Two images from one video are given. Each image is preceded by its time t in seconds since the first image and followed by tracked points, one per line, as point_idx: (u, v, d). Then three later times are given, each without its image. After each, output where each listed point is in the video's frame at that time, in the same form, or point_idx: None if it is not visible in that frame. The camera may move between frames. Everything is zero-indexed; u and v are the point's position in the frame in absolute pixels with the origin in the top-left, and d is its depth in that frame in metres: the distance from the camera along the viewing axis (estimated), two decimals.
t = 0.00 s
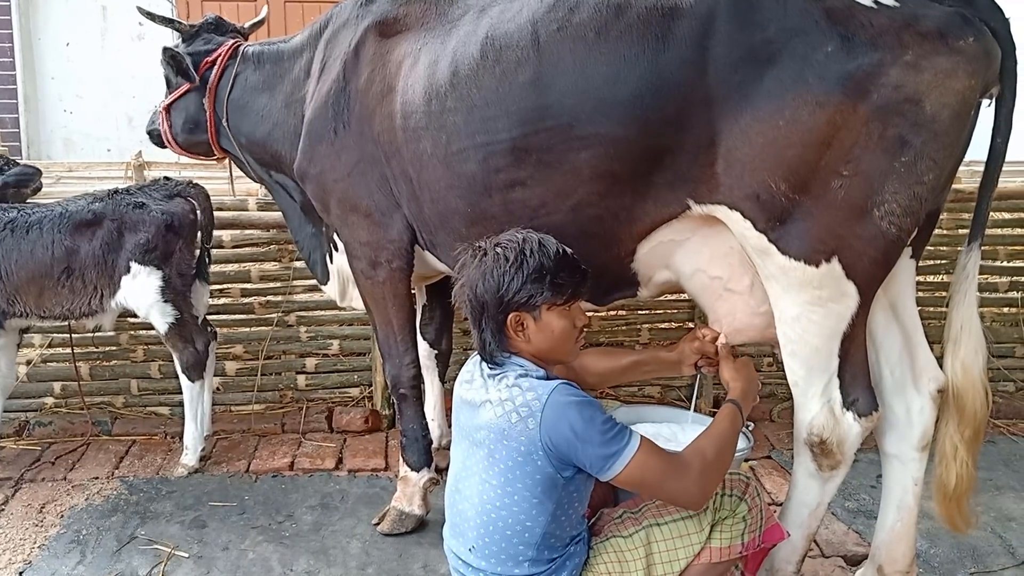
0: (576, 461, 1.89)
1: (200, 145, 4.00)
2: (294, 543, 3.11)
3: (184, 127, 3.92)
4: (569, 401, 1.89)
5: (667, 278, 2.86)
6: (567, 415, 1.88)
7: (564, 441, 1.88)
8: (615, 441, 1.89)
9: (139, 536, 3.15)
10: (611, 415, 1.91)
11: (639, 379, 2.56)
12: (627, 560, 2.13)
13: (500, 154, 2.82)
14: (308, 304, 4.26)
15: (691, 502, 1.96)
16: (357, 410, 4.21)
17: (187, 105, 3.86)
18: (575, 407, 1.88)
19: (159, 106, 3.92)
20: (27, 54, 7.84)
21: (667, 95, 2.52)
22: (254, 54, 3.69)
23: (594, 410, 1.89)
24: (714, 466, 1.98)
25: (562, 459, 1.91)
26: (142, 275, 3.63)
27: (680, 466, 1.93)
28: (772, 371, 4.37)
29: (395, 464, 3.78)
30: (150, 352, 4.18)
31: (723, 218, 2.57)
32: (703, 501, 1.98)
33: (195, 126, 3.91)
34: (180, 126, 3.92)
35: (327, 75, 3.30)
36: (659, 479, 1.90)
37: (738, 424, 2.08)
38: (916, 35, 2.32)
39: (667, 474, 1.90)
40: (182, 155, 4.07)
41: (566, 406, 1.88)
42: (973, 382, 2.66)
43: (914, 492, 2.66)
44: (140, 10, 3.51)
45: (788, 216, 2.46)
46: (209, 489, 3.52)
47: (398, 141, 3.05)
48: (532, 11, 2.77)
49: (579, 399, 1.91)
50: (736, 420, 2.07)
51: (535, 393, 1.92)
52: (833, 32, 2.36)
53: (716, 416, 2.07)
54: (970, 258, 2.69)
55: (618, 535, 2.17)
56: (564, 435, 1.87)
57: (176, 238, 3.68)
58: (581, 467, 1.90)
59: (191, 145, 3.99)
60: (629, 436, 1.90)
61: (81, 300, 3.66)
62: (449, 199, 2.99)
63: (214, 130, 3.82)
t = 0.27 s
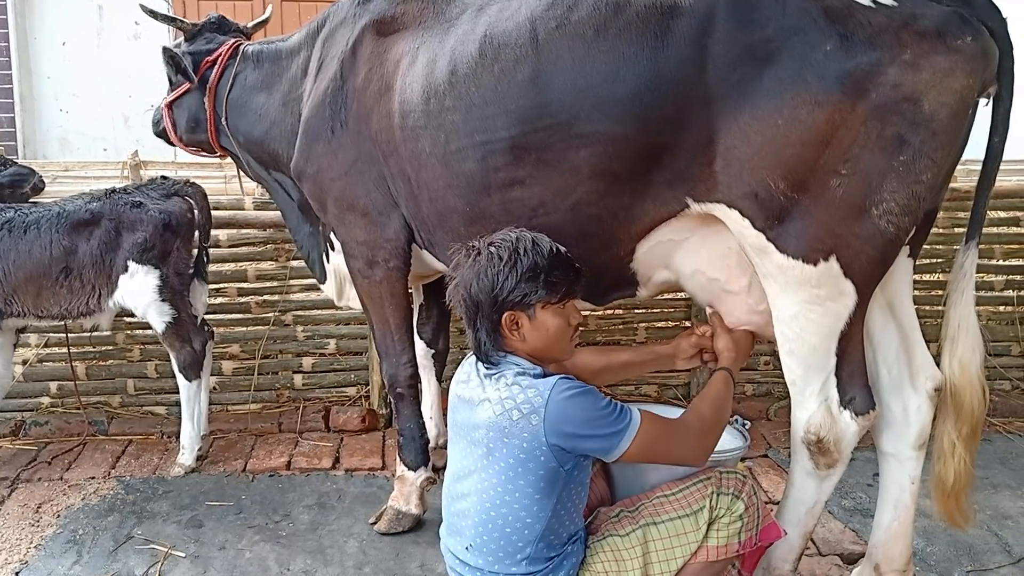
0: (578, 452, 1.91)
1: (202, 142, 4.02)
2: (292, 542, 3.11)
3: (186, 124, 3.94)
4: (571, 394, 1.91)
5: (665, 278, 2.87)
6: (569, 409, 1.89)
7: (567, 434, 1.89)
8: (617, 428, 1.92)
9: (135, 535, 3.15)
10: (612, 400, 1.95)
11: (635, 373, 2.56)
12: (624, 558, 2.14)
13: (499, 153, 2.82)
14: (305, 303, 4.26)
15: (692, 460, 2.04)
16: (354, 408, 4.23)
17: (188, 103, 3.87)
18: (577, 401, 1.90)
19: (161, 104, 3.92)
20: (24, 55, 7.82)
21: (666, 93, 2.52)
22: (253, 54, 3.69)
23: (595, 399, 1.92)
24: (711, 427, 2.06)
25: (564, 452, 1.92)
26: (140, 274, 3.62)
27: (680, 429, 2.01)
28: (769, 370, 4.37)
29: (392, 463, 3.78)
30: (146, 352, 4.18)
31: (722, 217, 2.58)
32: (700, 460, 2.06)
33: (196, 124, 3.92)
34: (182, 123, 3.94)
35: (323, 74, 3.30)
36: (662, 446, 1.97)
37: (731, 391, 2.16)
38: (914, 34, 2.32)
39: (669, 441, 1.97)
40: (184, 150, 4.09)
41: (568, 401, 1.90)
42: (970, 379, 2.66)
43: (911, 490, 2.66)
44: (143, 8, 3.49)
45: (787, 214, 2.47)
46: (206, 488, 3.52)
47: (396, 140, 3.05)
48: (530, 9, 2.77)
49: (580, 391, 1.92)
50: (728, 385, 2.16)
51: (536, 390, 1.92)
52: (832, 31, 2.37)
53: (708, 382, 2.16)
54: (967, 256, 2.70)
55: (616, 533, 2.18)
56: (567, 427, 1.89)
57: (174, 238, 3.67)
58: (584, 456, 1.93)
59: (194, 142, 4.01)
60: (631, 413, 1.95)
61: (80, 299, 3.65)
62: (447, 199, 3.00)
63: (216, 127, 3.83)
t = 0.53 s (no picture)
0: (578, 451, 1.91)
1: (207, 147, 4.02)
2: (289, 542, 3.11)
3: (191, 129, 3.95)
4: (571, 393, 1.90)
5: (664, 278, 2.87)
6: (569, 407, 1.89)
7: (567, 433, 1.89)
8: (616, 427, 1.92)
9: (133, 535, 3.15)
10: (611, 400, 1.95)
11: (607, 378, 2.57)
12: (623, 557, 2.14)
13: (499, 153, 2.81)
14: (303, 303, 4.27)
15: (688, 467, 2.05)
16: (352, 408, 4.23)
17: (192, 106, 3.88)
18: (576, 399, 1.90)
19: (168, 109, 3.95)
20: (19, 54, 8.07)
21: (667, 92, 2.52)
22: (252, 54, 3.70)
23: (594, 398, 1.92)
24: (708, 431, 2.07)
25: (563, 451, 1.92)
26: (137, 273, 3.62)
27: (678, 438, 2.01)
28: (767, 369, 4.38)
29: (390, 462, 3.78)
30: (144, 351, 4.18)
31: (722, 216, 2.57)
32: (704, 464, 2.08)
33: (200, 127, 3.93)
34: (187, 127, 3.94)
35: (321, 73, 3.30)
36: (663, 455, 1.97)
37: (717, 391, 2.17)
38: (914, 34, 2.32)
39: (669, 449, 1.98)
40: (192, 157, 4.09)
41: (567, 400, 1.90)
42: (968, 379, 2.65)
43: (909, 489, 2.66)
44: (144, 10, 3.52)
45: (787, 213, 2.46)
46: (203, 488, 3.52)
47: (394, 138, 3.04)
48: (529, 8, 2.76)
49: (579, 390, 1.92)
50: (714, 386, 2.16)
51: (535, 389, 1.92)
52: (832, 30, 2.36)
53: (693, 387, 2.16)
54: (965, 256, 2.69)
55: (614, 533, 2.19)
56: (567, 426, 1.89)
57: (171, 237, 3.67)
58: (584, 456, 1.93)
59: (199, 147, 4.00)
60: (629, 413, 1.95)
61: (77, 300, 3.65)
62: (446, 198, 2.99)
63: (217, 128, 3.84)
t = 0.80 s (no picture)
0: (575, 451, 1.90)
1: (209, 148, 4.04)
2: (287, 542, 3.10)
3: (193, 129, 3.97)
4: (567, 393, 1.90)
5: (662, 277, 2.86)
6: (565, 407, 1.88)
7: (563, 433, 1.89)
8: (612, 430, 1.90)
9: (131, 535, 3.14)
10: (608, 403, 1.94)
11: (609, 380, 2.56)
12: (621, 556, 2.14)
13: (498, 152, 2.81)
14: (300, 303, 4.26)
15: (684, 484, 2.02)
16: (350, 408, 4.23)
17: (195, 107, 3.91)
18: (573, 399, 1.89)
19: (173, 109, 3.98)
20: (17, 54, 8.14)
21: (667, 91, 2.52)
22: (251, 56, 3.70)
23: (590, 399, 1.91)
24: (698, 451, 2.02)
25: (560, 451, 1.92)
26: (135, 273, 3.62)
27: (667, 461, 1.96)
28: (765, 368, 4.38)
29: (388, 462, 3.78)
30: (141, 351, 4.17)
31: (722, 215, 2.57)
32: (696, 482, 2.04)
33: (201, 128, 3.95)
34: (189, 127, 3.97)
35: (318, 72, 3.30)
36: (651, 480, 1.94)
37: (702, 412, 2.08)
38: (914, 33, 2.32)
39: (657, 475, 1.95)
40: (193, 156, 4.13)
41: (563, 398, 1.89)
42: (966, 378, 2.65)
43: (907, 489, 2.66)
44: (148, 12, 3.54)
45: (787, 212, 2.46)
46: (201, 488, 3.52)
47: (392, 138, 3.04)
48: (528, 7, 2.76)
49: (577, 389, 1.92)
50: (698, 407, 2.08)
51: (533, 386, 1.92)
52: (832, 29, 2.36)
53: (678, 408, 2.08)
54: (964, 255, 2.69)
55: (612, 532, 2.18)
56: (563, 426, 1.88)
57: (169, 237, 3.68)
58: (580, 457, 1.92)
59: (200, 147, 4.04)
60: (625, 420, 1.93)
61: (75, 300, 3.64)
62: (445, 197, 2.99)
63: (218, 130, 3.84)
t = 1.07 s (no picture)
0: (573, 450, 1.90)
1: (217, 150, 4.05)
2: (286, 542, 3.11)
3: (200, 133, 3.99)
4: (566, 391, 1.90)
5: (661, 278, 2.87)
6: (563, 405, 1.88)
7: (562, 432, 1.88)
8: (610, 430, 1.90)
9: (130, 536, 3.14)
10: (606, 403, 1.93)
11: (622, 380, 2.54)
12: (620, 557, 2.14)
13: (496, 152, 2.81)
14: (299, 303, 4.26)
15: (682, 490, 2.00)
16: (348, 408, 4.23)
17: (200, 111, 3.94)
18: (571, 398, 1.89)
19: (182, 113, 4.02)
20: (15, 52, 8.13)
21: (665, 91, 2.52)
22: (251, 58, 3.71)
23: (589, 398, 1.91)
24: (697, 458, 2.01)
25: (559, 450, 1.91)
26: (133, 274, 3.62)
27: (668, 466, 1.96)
28: (763, 368, 4.38)
29: (386, 462, 3.78)
30: (140, 352, 4.18)
31: (720, 215, 2.57)
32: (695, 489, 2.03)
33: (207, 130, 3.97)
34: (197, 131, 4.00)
35: (315, 72, 3.29)
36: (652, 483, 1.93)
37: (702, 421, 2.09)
38: (912, 33, 2.32)
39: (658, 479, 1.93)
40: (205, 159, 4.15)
41: (562, 396, 1.89)
42: (964, 376, 2.66)
43: (905, 488, 2.66)
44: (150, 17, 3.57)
45: (785, 212, 2.46)
46: (200, 488, 3.52)
47: (390, 137, 3.04)
48: (526, 7, 2.76)
49: (575, 388, 1.92)
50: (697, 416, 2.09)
51: (531, 384, 1.92)
52: (831, 29, 2.36)
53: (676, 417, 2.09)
54: (961, 255, 2.68)
55: (611, 533, 2.18)
56: (561, 424, 1.88)
57: (166, 237, 3.68)
58: (578, 457, 1.92)
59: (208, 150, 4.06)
60: (624, 422, 1.92)
61: (73, 301, 3.65)
62: (442, 197, 2.99)
63: (221, 132, 3.85)
